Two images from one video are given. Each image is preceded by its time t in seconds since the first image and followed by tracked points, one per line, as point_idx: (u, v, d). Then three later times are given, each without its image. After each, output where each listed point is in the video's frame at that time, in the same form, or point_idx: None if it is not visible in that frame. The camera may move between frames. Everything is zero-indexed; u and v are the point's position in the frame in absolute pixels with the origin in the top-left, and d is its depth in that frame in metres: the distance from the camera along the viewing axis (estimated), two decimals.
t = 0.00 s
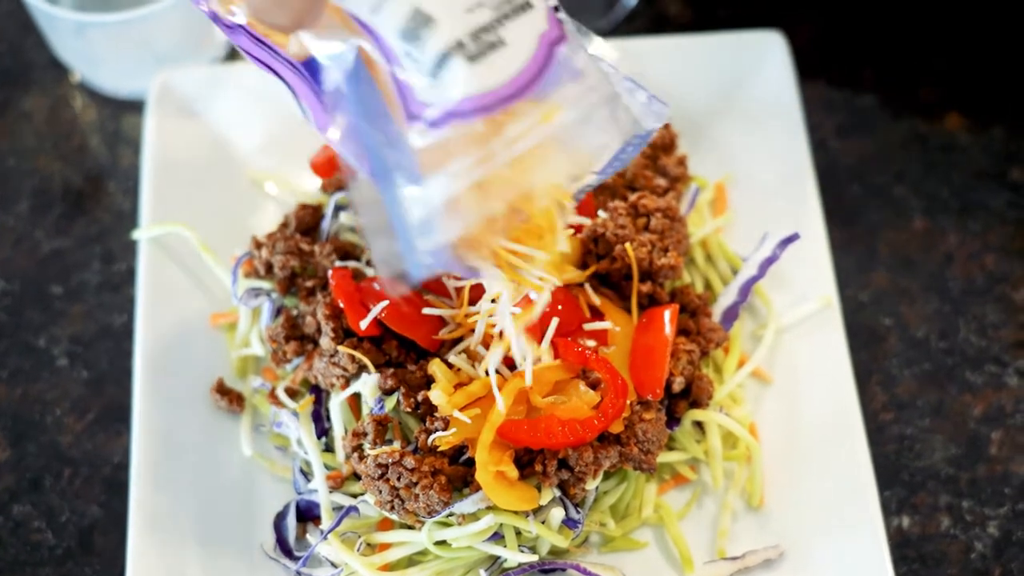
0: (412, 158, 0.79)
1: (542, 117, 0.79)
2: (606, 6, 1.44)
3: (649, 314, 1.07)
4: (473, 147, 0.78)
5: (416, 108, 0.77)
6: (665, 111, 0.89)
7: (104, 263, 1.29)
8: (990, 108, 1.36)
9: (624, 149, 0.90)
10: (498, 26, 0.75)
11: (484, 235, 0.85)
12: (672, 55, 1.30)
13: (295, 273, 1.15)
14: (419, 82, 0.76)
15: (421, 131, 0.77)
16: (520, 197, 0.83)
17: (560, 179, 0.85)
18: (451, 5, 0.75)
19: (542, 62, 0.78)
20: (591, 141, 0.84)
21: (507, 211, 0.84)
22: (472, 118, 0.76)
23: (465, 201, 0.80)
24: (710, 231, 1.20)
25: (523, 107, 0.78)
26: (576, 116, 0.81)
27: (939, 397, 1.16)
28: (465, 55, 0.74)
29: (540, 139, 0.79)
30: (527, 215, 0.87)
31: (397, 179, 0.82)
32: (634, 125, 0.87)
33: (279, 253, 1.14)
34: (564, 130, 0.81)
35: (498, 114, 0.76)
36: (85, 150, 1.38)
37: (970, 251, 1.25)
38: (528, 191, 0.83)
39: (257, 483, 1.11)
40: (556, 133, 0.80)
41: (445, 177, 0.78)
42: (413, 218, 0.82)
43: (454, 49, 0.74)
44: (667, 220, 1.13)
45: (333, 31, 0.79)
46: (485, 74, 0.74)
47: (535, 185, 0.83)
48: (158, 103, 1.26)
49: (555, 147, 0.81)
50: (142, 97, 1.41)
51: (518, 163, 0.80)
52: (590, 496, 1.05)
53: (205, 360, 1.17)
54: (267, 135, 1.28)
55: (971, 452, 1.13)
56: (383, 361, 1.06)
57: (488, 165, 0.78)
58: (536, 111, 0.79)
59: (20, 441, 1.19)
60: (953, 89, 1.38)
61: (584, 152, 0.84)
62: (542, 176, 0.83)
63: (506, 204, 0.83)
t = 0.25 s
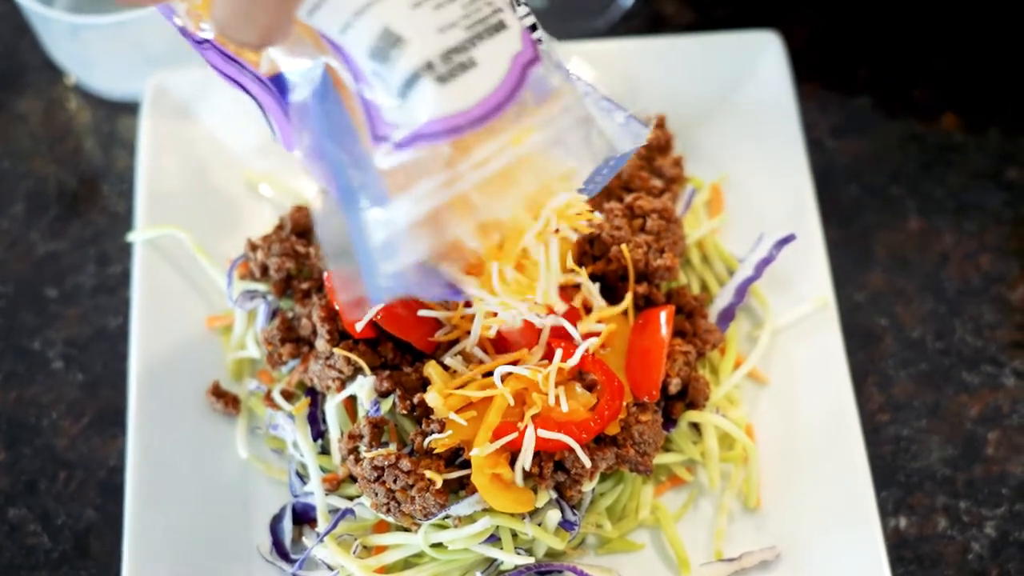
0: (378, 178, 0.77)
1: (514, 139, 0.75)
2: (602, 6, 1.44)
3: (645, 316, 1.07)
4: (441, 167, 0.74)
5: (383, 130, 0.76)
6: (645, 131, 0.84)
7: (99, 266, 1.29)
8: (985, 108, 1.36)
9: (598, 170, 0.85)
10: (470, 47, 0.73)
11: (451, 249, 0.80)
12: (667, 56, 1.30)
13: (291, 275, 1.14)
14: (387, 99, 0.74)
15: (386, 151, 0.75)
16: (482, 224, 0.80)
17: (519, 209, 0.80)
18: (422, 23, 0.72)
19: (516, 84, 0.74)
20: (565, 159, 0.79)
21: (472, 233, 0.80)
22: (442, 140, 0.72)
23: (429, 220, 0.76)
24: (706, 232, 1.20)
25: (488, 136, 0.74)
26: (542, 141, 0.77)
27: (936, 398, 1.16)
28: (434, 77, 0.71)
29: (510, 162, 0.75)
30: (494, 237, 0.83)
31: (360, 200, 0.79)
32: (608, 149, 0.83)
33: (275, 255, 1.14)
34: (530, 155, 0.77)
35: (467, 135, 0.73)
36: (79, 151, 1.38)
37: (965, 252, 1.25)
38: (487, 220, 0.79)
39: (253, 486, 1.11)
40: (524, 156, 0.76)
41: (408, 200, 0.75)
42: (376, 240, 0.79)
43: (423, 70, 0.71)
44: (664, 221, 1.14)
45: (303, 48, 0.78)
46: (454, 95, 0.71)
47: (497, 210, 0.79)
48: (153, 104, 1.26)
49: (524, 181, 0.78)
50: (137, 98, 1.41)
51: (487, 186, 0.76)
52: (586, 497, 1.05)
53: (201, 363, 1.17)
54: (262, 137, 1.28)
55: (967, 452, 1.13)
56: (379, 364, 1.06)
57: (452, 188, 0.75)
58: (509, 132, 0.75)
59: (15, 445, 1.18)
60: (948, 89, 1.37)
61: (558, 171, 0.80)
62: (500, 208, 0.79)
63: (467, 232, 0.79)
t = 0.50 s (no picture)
0: (338, 108, 0.97)
1: (464, 70, 1.00)
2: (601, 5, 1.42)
3: (643, 316, 1.07)
4: (395, 98, 0.98)
5: (342, 61, 0.96)
6: (592, 57, 1.05)
7: (97, 266, 1.29)
8: (983, 107, 1.36)
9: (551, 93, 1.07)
10: None
11: (417, 173, 1.02)
12: (665, 57, 1.29)
13: (289, 276, 1.15)
14: (341, 31, 0.94)
15: (343, 80, 0.96)
16: (445, 142, 1.01)
17: (479, 132, 1.02)
18: None
19: (465, 17, 0.98)
20: (495, 101, 1.02)
21: (433, 158, 1.02)
22: (395, 71, 0.96)
23: (388, 146, 0.99)
24: (704, 233, 1.20)
25: (445, 64, 0.99)
26: (490, 70, 1.01)
27: (934, 397, 1.16)
28: (388, 13, 0.93)
29: (459, 92, 0.99)
30: (434, 170, 1.02)
31: (319, 125, 0.97)
32: (558, 73, 1.05)
33: (273, 256, 1.14)
34: (467, 90, 1.00)
35: (416, 69, 0.98)
36: (77, 152, 1.38)
37: (964, 251, 1.25)
38: (455, 139, 1.02)
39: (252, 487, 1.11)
40: (461, 89, 0.99)
41: (367, 127, 0.97)
42: (336, 165, 0.99)
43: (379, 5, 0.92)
44: (662, 221, 1.14)
45: None
46: (404, 30, 0.95)
47: (458, 130, 1.01)
48: (151, 105, 1.26)
49: (477, 94, 1.01)
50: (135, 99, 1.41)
51: (440, 109, 0.99)
52: (585, 497, 1.05)
53: (198, 364, 1.16)
54: (260, 137, 1.28)
55: (966, 452, 1.13)
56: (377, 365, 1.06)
57: (411, 113, 0.98)
58: (458, 66, 1.00)
59: (13, 446, 1.18)
60: (946, 89, 1.37)
61: (491, 112, 1.03)
62: (466, 126, 1.01)
63: (408, 159, 1.00)
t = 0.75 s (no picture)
0: (212, 37, 0.98)
1: (338, 5, 1.02)
2: (598, 6, 1.44)
3: (643, 316, 1.08)
4: (266, 27, 1.00)
5: None
6: (497, 17, 1.08)
7: (96, 267, 1.29)
8: (983, 108, 1.36)
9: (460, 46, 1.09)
10: None
11: (284, 102, 1.03)
12: (666, 57, 1.29)
13: (289, 276, 1.15)
14: None
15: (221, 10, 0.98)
16: (310, 76, 1.04)
17: (359, 61, 1.06)
18: None
19: None
20: (409, 25, 1.06)
21: (304, 86, 1.04)
22: None
23: (255, 72, 0.99)
24: (703, 233, 1.20)
25: None
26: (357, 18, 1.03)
27: (933, 397, 1.16)
28: None
29: (334, 22, 1.02)
30: (336, 92, 1.06)
31: (191, 51, 0.97)
32: (457, 26, 1.08)
33: (273, 256, 1.14)
34: (366, 16, 1.03)
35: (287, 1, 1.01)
36: (76, 153, 1.37)
37: (964, 252, 1.25)
38: (321, 72, 1.04)
39: (251, 487, 1.11)
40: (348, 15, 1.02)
41: (235, 54, 0.98)
42: (199, 91, 0.97)
43: None
44: (661, 221, 1.14)
45: None
46: None
47: (330, 62, 1.04)
48: (150, 105, 1.26)
49: (354, 31, 1.04)
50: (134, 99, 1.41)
51: (309, 39, 1.01)
52: (585, 498, 1.05)
53: (198, 364, 1.16)
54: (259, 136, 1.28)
55: (965, 452, 1.13)
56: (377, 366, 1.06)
57: (279, 42, 1.00)
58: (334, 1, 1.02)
59: (12, 446, 1.18)
60: (946, 90, 1.37)
61: (402, 31, 1.06)
62: (330, 61, 1.04)
63: (300, 77, 1.03)
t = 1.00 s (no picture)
0: (302, 95, 0.90)
1: (431, 58, 0.90)
2: (598, 6, 1.43)
3: (643, 317, 1.08)
4: (358, 84, 0.89)
5: (308, 49, 0.90)
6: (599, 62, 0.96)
7: (96, 267, 1.29)
8: (983, 108, 1.36)
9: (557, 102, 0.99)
10: None
11: (387, 160, 0.93)
12: (667, 57, 1.29)
13: (289, 276, 1.15)
14: (308, 19, 0.89)
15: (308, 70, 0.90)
16: (407, 134, 0.92)
17: (456, 114, 0.94)
18: None
19: (436, 7, 0.91)
20: (499, 78, 0.94)
21: (400, 145, 0.92)
22: (356, 55, 0.88)
23: (355, 131, 0.89)
24: (703, 233, 1.20)
25: (414, 48, 0.90)
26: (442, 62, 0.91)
27: (934, 398, 1.16)
28: None
29: (430, 76, 0.90)
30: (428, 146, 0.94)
31: (285, 117, 0.91)
32: (558, 73, 0.96)
33: (272, 256, 1.14)
34: (455, 70, 0.91)
35: (377, 55, 0.89)
36: (76, 153, 1.37)
37: (964, 252, 1.25)
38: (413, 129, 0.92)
39: (251, 488, 1.11)
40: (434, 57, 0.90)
41: (330, 115, 0.89)
42: (297, 159, 0.91)
43: None
44: (661, 222, 1.14)
45: None
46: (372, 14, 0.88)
47: (423, 120, 0.92)
48: (150, 105, 1.26)
49: (449, 84, 0.91)
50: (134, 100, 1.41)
51: (401, 96, 0.89)
52: (585, 499, 1.05)
53: (199, 365, 1.16)
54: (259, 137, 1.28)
55: (966, 453, 1.13)
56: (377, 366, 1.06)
57: (373, 99, 0.89)
58: (427, 51, 0.90)
59: (12, 447, 1.18)
60: (946, 90, 1.37)
61: (499, 81, 0.94)
62: (421, 118, 0.91)
63: (401, 137, 0.91)
